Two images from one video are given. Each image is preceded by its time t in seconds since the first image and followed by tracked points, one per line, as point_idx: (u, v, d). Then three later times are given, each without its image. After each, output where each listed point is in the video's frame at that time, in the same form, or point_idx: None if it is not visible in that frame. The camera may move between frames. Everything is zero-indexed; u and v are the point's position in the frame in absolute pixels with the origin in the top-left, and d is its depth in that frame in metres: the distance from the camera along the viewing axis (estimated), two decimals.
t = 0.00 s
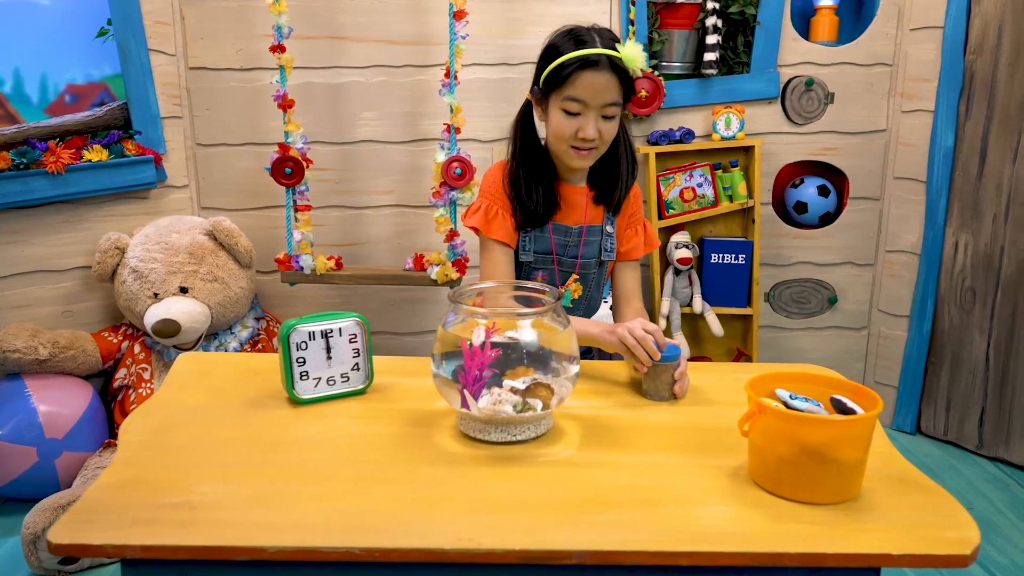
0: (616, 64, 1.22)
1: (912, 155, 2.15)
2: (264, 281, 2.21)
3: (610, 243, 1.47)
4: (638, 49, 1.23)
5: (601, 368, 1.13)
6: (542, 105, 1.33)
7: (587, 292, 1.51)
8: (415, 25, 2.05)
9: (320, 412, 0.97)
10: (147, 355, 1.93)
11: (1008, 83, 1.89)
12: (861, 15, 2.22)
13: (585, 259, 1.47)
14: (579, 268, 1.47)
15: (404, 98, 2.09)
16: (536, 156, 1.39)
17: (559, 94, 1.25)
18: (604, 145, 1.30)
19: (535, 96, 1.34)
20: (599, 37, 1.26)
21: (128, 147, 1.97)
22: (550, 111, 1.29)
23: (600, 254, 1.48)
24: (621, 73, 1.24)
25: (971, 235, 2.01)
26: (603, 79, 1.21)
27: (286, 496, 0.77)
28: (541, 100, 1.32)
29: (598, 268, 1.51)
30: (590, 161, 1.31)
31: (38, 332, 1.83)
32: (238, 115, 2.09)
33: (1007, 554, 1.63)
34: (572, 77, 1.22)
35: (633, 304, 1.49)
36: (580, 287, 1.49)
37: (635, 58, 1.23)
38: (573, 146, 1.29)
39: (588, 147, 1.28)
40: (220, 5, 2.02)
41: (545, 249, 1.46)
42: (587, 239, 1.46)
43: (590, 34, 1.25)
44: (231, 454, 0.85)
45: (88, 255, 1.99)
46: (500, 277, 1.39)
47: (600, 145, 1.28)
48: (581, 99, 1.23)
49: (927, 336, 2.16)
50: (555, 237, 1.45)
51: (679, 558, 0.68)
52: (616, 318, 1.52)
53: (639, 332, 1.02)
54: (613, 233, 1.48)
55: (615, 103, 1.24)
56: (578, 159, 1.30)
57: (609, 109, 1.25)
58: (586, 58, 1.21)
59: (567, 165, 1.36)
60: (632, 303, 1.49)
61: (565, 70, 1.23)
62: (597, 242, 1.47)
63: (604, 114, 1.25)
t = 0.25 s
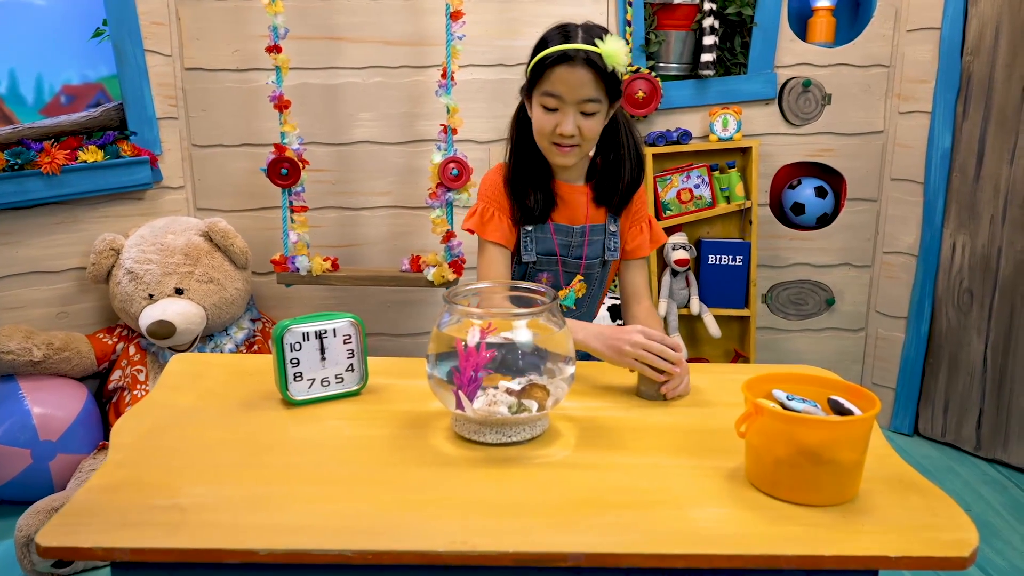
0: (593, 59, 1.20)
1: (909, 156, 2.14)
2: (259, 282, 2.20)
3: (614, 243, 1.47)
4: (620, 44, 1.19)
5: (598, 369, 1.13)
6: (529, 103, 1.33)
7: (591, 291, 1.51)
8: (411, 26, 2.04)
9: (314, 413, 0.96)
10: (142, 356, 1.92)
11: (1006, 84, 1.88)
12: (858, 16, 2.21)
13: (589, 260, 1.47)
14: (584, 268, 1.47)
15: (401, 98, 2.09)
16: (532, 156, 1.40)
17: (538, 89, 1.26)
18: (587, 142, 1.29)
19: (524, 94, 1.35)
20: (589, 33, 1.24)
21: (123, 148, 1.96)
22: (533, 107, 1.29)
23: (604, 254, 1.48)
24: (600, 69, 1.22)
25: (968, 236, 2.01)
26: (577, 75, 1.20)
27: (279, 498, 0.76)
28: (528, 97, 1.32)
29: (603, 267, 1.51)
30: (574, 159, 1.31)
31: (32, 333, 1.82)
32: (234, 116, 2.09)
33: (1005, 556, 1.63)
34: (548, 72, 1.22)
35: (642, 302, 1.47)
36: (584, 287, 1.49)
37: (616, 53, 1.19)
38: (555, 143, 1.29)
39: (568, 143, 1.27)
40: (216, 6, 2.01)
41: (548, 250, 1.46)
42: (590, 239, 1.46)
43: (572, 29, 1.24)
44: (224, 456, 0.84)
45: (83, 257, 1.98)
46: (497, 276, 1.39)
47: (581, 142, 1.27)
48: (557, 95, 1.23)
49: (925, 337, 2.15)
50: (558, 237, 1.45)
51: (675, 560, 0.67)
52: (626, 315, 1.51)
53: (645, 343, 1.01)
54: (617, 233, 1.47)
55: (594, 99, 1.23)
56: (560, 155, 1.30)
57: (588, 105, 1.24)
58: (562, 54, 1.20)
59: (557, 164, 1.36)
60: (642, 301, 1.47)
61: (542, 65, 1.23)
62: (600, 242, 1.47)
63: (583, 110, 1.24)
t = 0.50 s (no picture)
0: (572, 59, 1.20)
1: (908, 159, 2.14)
2: (256, 285, 2.19)
3: (613, 251, 1.46)
4: (599, 44, 1.21)
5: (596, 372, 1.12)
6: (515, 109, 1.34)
7: (591, 299, 1.50)
8: (409, 28, 2.03)
9: (309, 417, 0.95)
10: (137, 359, 1.90)
11: (1004, 86, 1.88)
12: (856, 18, 2.21)
13: (587, 268, 1.46)
14: (582, 276, 1.46)
15: (398, 100, 2.08)
16: (524, 164, 1.40)
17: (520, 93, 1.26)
18: (572, 144, 1.28)
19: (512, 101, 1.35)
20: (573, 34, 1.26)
21: (119, 150, 1.95)
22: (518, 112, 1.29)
23: (603, 262, 1.47)
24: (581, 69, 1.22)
25: (967, 239, 2.00)
26: (556, 75, 1.20)
27: (272, 503, 0.75)
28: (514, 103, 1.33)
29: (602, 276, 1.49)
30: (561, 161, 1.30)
31: (26, 336, 1.81)
32: (230, 119, 2.07)
33: (1006, 560, 1.62)
34: (528, 74, 1.23)
35: (644, 309, 1.48)
36: (583, 295, 1.47)
37: (596, 54, 1.20)
38: (541, 146, 1.28)
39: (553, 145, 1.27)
40: (212, 7, 2.00)
41: (546, 259, 1.44)
42: (588, 248, 1.45)
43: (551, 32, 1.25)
44: (217, 460, 0.83)
45: (78, 259, 1.97)
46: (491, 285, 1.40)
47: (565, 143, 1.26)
48: (537, 97, 1.23)
49: (924, 341, 2.14)
50: (554, 245, 1.44)
51: (674, 566, 0.66)
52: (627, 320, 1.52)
53: (639, 347, 1.00)
54: (616, 240, 1.46)
55: (575, 100, 1.23)
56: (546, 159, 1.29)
57: (569, 106, 1.23)
58: (541, 55, 1.21)
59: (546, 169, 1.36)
60: (643, 308, 1.48)
61: (523, 68, 1.24)
62: (599, 250, 1.46)
63: (565, 112, 1.24)
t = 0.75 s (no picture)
0: (559, 66, 1.19)
1: (908, 163, 2.13)
2: (253, 290, 2.18)
3: (603, 258, 1.45)
4: (585, 50, 1.21)
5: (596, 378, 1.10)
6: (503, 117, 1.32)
7: (582, 305, 1.50)
8: (407, 31, 2.02)
9: (306, 423, 0.94)
10: (133, 364, 1.89)
11: (1005, 90, 1.87)
12: (856, 22, 2.21)
13: (577, 276, 1.45)
14: (570, 284, 1.45)
15: (397, 104, 2.07)
16: (512, 171, 1.39)
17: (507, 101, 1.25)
18: (560, 153, 1.27)
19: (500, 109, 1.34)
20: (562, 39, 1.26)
21: (116, 154, 1.94)
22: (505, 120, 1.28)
23: (593, 270, 1.46)
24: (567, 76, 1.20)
25: (968, 243, 1.99)
26: (543, 82, 1.19)
27: (268, 510, 0.73)
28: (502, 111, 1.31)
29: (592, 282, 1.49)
30: (549, 170, 1.28)
31: (21, 341, 1.80)
32: (228, 122, 2.07)
33: (1009, 567, 1.60)
34: (515, 82, 1.21)
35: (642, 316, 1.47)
36: (574, 302, 1.47)
37: (584, 60, 1.20)
38: (528, 155, 1.27)
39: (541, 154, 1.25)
40: (210, 11, 2.00)
41: (533, 267, 1.44)
42: (577, 256, 1.44)
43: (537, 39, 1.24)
44: (212, 467, 0.82)
45: (74, 264, 1.96)
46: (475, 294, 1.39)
47: (553, 152, 1.25)
48: (524, 104, 1.22)
49: (925, 346, 2.14)
50: (542, 253, 1.43)
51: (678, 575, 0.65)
52: (626, 326, 1.51)
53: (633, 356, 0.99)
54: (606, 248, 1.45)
55: (562, 108, 1.21)
56: (534, 168, 1.28)
57: (557, 114, 1.22)
58: (528, 62, 1.20)
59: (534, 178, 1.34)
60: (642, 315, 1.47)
61: (510, 75, 1.23)
62: (589, 257, 1.45)
63: (553, 120, 1.22)
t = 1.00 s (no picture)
0: (550, 75, 1.14)
1: (911, 167, 2.13)
2: (252, 294, 2.16)
3: (587, 268, 1.43)
4: (576, 59, 1.16)
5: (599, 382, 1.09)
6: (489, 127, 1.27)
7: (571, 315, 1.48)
8: (408, 35, 2.02)
9: (306, 428, 0.92)
10: (131, 369, 1.88)
11: (1007, 93, 1.86)
12: (857, 26, 2.20)
13: (560, 285, 1.44)
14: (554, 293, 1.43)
15: (396, 108, 2.06)
16: (495, 182, 1.35)
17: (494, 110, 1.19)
18: (548, 166, 1.22)
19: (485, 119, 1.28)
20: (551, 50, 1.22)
21: (114, 157, 1.93)
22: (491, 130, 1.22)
23: (578, 279, 1.44)
24: (558, 85, 1.15)
25: (971, 247, 1.98)
26: (532, 91, 1.14)
27: (268, 518, 0.72)
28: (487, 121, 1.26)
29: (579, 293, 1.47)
30: (536, 183, 1.23)
31: (17, 346, 1.78)
32: (227, 126, 2.05)
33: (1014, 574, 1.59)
34: (502, 90, 1.16)
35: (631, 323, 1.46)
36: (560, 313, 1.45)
37: (575, 69, 1.16)
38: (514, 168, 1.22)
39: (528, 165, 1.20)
40: (210, 14, 1.99)
41: (515, 277, 1.42)
42: (562, 266, 1.42)
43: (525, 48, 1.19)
44: (210, 473, 0.80)
45: (71, 268, 1.94)
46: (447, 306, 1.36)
47: (541, 164, 1.20)
48: (511, 114, 1.16)
49: (928, 351, 2.12)
50: (524, 263, 1.41)
51: None
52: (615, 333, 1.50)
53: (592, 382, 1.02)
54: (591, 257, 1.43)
55: (552, 118, 1.16)
56: (520, 180, 1.22)
57: (546, 125, 1.17)
58: (517, 69, 1.14)
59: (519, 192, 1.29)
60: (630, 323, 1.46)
61: (497, 83, 1.17)
62: (573, 267, 1.43)
63: (541, 131, 1.17)
